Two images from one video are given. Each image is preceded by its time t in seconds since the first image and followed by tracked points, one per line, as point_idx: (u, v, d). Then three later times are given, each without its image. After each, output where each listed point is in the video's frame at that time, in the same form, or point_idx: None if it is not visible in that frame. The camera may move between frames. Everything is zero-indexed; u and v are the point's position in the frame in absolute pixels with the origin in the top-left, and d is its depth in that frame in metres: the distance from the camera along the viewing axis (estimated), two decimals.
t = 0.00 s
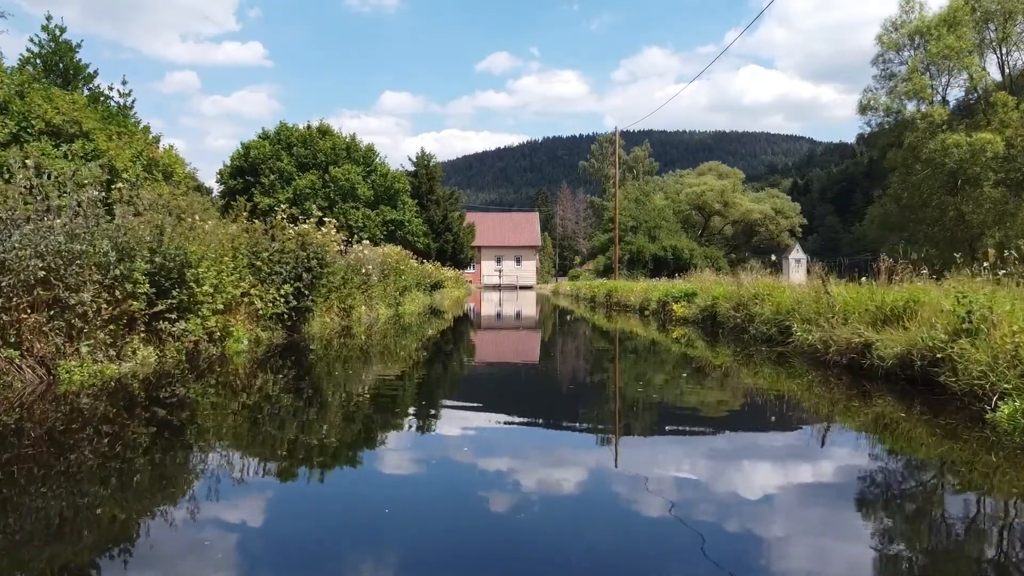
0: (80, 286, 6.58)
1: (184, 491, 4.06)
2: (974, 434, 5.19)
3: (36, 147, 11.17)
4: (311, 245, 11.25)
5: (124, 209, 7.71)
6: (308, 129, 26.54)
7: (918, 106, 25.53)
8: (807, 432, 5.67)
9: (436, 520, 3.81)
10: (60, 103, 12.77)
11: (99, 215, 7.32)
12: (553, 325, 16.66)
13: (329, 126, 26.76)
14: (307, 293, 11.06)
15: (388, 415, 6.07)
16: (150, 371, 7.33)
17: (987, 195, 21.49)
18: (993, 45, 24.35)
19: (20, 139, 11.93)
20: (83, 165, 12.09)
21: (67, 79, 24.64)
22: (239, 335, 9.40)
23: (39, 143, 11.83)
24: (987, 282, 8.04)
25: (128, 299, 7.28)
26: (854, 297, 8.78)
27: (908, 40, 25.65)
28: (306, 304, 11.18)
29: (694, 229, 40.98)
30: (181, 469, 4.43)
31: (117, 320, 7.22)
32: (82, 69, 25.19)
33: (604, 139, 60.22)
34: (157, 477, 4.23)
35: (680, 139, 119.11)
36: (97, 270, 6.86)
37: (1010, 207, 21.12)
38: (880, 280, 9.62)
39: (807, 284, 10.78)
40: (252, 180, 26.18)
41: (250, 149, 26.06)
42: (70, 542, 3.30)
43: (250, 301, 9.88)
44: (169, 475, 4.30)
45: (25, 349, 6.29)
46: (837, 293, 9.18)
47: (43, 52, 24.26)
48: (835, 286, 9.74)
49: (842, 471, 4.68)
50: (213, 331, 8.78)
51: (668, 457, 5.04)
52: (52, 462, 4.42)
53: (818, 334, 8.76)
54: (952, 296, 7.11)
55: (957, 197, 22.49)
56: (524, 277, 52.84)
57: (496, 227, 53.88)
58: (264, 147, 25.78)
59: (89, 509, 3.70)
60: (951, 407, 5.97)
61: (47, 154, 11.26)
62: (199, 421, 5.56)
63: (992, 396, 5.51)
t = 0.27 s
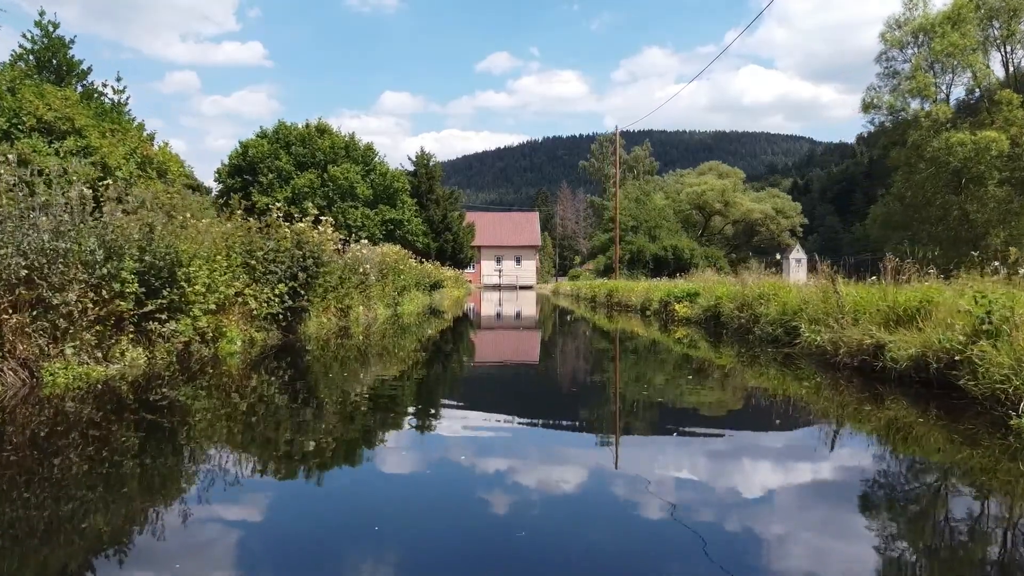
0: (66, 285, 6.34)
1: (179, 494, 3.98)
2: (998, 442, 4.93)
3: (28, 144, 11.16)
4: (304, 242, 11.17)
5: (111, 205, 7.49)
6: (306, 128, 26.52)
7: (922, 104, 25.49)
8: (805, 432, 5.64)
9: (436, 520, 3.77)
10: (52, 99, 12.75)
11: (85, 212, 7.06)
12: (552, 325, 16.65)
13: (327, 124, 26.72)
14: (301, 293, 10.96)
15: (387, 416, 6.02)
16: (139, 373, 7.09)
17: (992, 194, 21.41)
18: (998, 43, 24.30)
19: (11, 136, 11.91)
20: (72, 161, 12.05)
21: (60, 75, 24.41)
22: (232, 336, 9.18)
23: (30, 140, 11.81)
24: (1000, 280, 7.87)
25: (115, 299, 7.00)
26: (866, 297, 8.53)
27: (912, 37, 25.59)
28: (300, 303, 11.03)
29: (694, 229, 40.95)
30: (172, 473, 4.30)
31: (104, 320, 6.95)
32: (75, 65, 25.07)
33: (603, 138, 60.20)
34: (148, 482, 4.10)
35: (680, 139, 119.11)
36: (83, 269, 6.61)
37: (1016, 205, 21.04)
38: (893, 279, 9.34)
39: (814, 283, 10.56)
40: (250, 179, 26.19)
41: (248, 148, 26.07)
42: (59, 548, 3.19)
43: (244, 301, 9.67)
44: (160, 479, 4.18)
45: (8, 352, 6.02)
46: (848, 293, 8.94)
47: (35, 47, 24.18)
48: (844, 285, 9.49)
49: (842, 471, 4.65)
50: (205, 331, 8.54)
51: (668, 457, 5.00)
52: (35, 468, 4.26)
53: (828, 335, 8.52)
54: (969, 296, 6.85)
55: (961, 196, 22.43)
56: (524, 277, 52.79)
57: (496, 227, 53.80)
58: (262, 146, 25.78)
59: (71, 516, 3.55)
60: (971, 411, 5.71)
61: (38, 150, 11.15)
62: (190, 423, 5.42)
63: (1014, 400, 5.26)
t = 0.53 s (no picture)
0: (50, 285, 6.14)
1: (175, 496, 3.92)
2: None
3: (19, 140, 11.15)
4: (299, 241, 11.06)
5: (98, 204, 7.31)
6: (305, 127, 26.49)
7: (926, 102, 25.43)
8: (806, 431, 5.62)
9: (435, 520, 3.74)
10: (44, 96, 12.77)
11: (71, 210, 6.89)
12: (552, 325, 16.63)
13: (326, 123, 26.69)
14: (297, 293, 10.82)
15: (387, 416, 5.98)
16: (128, 375, 6.90)
17: (996, 193, 21.31)
18: (1003, 40, 24.23)
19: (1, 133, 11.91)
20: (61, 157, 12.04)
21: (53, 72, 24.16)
22: (226, 337, 9.01)
23: (22, 137, 11.79)
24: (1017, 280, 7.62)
25: (102, 299, 6.81)
26: (878, 298, 8.25)
27: (916, 35, 25.54)
28: (295, 304, 10.88)
29: (695, 229, 40.93)
30: (164, 477, 4.20)
31: (91, 321, 6.75)
32: (69, 62, 24.96)
33: (604, 138, 60.17)
34: (138, 487, 4.01)
35: (680, 139, 119.10)
36: (69, 269, 6.42)
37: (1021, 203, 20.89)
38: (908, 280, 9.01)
39: (822, 284, 10.31)
40: (248, 178, 26.18)
41: (247, 147, 26.05)
42: (48, 554, 3.11)
43: (238, 301, 9.51)
44: (151, 483, 4.08)
45: None
46: (861, 294, 8.64)
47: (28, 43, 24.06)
48: (855, 285, 9.19)
49: (842, 471, 4.64)
50: (197, 332, 8.35)
51: (668, 457, 4.98)
52: (19, 474, 4.14)
53: (839, 336, 8.25)
54: (989, 297, 6.56)
55: (966, 194, 22.36)
56: (524, 277, 52.75)
57: (496, 227, 53.75)
58: (261, 145, 25.76)
59: (55, 524, 3.44)
60: (993, 417, 5.48)
61: (29, 148, 11.07)
62: (182, 425, 5.31)
63: None
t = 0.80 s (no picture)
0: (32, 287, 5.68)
1: (171, 498, 3.86)
2: None
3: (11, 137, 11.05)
4: (294, 238, 10.83)
5: (84, 201, 6.96)
6: (304, 126, 26.45)
7: (930, 100, 25.36)
8: (806, 432, 5.61)
9: (436, 520, 3.72)
10: (37, 93, 12.69)
11: (58, 207, 6.59)
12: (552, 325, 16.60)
13: (325, 122, 26.65)
14: (293, 293, 10.61)
15: (386, 416, 5.94)
16: (116, 378, 6.68)
17: (1002, 192, 21.18)
18: (1008, 38, 24.13)
19: None
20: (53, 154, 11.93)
21: (45, 67, 23.63)
22: (219, 338, 8.77)
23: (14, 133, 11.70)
24: None
25: (88, 299, 6.53)
26: (892, 298, 7.79)
27: (919, 33, 25.47)
28: (292, 304, 10.67)
29: (696, 228, 40.89)
30: (155, 481, 4.10)
31: (76, 322, 6.48)
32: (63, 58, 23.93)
33: (604, 138, 60.12)
34: (127, 491, 3.90)
35: (681, 139, 119.05)
36: (53, 269, 6.08)
37: None
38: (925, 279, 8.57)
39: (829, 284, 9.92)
40: (247, 177, 26.14)
41: (245, 146, 26.00)
42: (37, 561, 3.02)
43: (231, 301, 9.29)
44: (142, 487, 3.98)
45: None
46: (873, 293, 8.19)
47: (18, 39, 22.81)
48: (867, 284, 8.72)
49: (842, 471, 4.62)
50: (189, 333, 8.09)
51: (667, 456, 4.96)
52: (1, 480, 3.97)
53: (848, 337, 7.83)
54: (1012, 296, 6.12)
55: (970, 193, 22.28)
56: (524, 277, 52.69)
57: (496, 227, 53.67)
58: (259, 144, 25.71)
59: (38, 532, 3.30)
60: (1017, 426, 5.12)
61: (20, 144, 10.95)
62: (174, 429, 5.19)
63: None
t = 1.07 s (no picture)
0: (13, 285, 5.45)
1: (168, 500, 3.79)
2: None
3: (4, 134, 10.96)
4: (289, 237, 10.71)
5: (69, 197, 6.70)
6: (303, 124, 26.40)
7: (934, 98, 25.26)
8: (806, 432, 5.58)
9: (435, 520, 3.69)
10: (29, 89, 12.60)
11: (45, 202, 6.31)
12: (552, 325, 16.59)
13: (323, 121, 26.61)
14: (288, 292, 10.43)
15: (385, 417, 5.89)
16: (103, 381, 6.39)
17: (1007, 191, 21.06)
18: (1013, 36, 24.03)
19: None
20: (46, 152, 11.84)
21: (37, 64, 23.43)
22: (212, 339, 8.48)
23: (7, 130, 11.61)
24: None
25: (73, 299, 6.23)
26: (905, 299, 7.61)
27: (923, 31, 25.37)
28: (287, 304, 10.49)
29: (696, 228, 40.86)
30: (145, 485, 3.99)
31: (60, 323, 6.17)
32: (56, 55, 23.72)
33: (604, 138, 60.06)
34: (117, 495, 3.78)
35: (681, 139, 119.04)
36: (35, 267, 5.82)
37: None
38: (936, 279, 8.37)
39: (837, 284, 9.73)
40: (245, 176, 26.07)
41: (243, 144, 25.94)
42: (28, 565, 2.95)
43: (225, 302, 9.04)
44: (133, 492, 3.86)
45: None
46: (884, 294, 8.00)
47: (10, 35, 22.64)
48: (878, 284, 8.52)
49: (842, 471, 4.60)
50: (181, 334, 7.83)
51: (668, 456, 4.93)
52: None
53: (859, 338, 7.65)
54: None
55: (974, 192, 22.20)
56: (524, 277, 52.63)
57: (496, 227, 53.59)
58: (258, 142, 25.64)
59: (22, 540, 3.17)
60: None
61: (11, 141, 10.84)
62: (164, 432, 5.04)
63: None
